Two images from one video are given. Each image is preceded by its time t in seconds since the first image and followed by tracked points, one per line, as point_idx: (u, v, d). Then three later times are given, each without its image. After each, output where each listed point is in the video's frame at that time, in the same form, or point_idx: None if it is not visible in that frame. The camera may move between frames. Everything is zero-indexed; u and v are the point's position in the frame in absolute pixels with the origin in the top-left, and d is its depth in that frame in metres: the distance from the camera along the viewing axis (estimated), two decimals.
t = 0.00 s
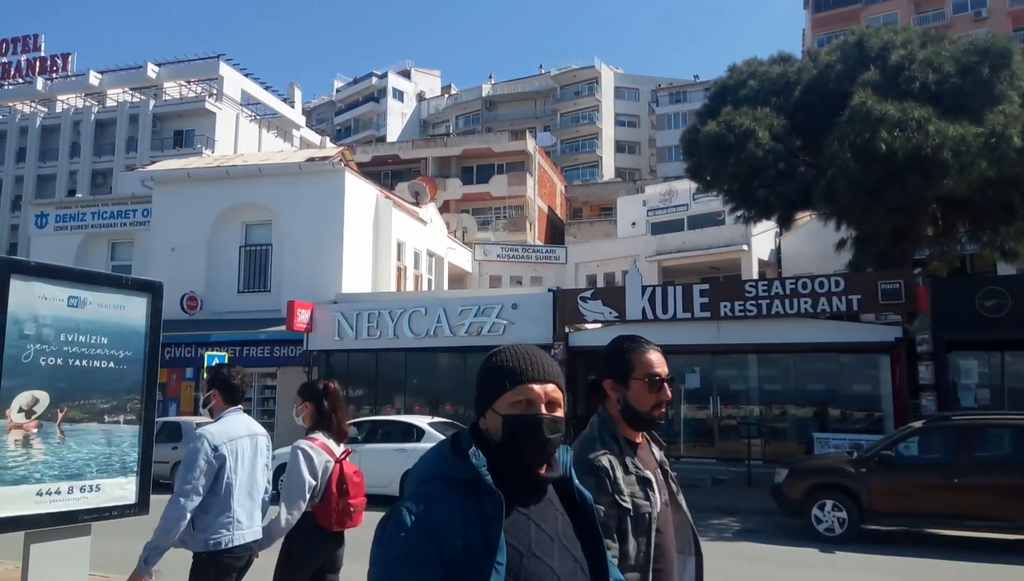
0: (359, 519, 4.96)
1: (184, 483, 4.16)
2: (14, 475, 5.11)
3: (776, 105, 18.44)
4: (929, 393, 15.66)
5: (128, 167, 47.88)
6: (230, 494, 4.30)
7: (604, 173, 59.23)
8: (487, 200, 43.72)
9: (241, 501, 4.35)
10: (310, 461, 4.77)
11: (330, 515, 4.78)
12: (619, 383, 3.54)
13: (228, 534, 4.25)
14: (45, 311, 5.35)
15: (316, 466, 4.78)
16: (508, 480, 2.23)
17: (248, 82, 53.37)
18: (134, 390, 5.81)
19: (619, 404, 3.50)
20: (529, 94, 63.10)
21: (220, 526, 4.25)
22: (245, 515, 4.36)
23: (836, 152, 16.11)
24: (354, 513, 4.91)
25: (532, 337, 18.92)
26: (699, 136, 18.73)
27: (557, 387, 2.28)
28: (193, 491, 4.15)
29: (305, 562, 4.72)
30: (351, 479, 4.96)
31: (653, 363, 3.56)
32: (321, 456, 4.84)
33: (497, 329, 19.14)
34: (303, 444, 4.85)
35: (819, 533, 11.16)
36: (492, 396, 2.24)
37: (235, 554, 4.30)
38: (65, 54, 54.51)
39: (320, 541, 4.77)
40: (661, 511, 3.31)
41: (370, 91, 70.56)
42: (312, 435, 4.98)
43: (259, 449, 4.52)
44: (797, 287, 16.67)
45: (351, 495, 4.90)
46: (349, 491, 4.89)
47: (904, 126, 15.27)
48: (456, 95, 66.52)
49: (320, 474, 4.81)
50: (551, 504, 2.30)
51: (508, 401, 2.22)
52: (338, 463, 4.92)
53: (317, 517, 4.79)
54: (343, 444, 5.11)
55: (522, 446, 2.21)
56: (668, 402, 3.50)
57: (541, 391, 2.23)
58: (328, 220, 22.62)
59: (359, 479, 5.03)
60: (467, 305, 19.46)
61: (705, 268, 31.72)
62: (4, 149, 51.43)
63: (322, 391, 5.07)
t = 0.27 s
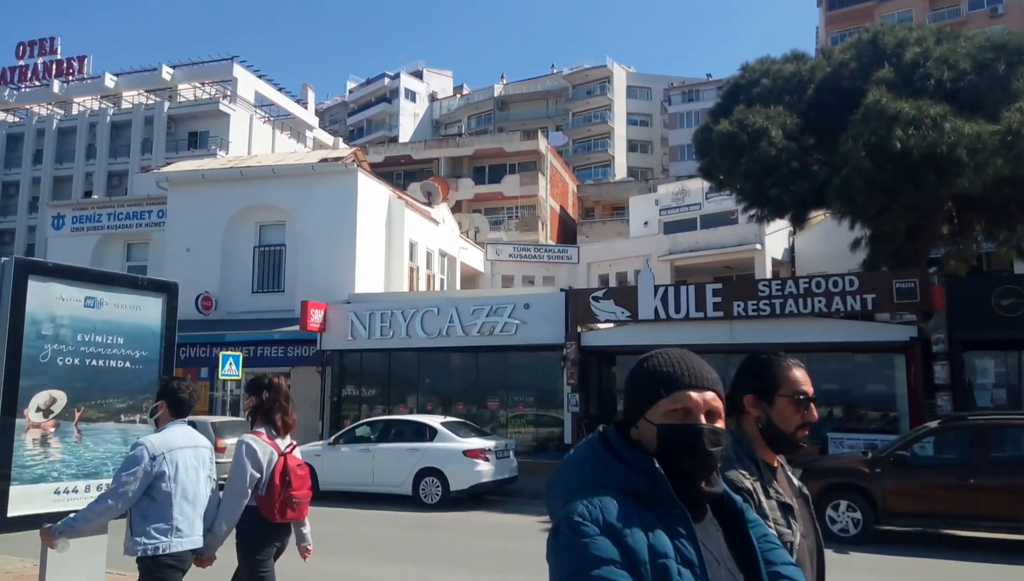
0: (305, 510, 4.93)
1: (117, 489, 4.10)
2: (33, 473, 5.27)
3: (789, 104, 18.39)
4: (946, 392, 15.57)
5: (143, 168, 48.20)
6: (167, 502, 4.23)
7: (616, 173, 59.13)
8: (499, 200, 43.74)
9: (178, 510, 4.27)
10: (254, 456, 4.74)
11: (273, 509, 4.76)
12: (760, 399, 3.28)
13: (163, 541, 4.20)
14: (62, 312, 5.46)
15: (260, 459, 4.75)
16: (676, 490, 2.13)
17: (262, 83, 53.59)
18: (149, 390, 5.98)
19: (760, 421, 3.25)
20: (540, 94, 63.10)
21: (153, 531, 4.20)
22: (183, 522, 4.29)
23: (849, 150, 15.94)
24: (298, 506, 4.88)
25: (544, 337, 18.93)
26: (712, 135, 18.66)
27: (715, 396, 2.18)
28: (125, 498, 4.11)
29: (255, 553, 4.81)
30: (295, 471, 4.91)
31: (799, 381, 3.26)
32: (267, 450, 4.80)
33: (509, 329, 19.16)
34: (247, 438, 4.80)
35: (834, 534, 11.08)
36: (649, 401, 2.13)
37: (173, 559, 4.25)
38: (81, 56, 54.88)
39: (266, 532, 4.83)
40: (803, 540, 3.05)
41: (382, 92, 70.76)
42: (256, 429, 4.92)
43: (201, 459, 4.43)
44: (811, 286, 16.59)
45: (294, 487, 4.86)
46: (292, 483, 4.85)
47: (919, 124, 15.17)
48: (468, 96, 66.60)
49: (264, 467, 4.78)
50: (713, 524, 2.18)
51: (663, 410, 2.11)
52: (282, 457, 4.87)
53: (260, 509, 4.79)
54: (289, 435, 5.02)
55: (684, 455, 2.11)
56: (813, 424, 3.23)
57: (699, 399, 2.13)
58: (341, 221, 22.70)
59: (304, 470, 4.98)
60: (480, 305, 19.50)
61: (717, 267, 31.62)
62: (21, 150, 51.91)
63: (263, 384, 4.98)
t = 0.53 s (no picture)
0: (247, 515, 5.08)
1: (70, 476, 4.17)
2: (48, 473, 5.41)
3: (801, 102, 18.27)
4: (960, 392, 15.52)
5: (156, 169, 48.44)
6: (112, 490, 4.34)
7: (627, 171, 58.88)
8: (510, 200, 43.70)
9: (121, 498, 4.37)
10: (203, 458, 4.87)
11: (215, 513, 4.91)
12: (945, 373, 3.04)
13: (106, 526, 4.31)
14: (76, 312, 5.60)
15: (209, 463, 4.90)
16: (918, 480, 2.03)
17: (273, 84, 53.74)
18: (162, 390, 6.16)
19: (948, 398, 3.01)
20: (551, 93, 63.02)
21: (97, 517, 4.30)
22: (127, 510, 4.40)
23: (862, 148, 15.74)
24: (241, 510, 5.03)
25: (555, 336, 18.90)
26: (723, 134, 18.56)
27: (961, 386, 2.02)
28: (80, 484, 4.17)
29: (196, 553, 4.92)
30: (239, 477, 5.06)
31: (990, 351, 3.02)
32: (215, 455, 4.95)
33: (520, 328, 19.14)
34: (196, 441, 4.95)
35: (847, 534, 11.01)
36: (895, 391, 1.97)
37: (115, 545, 4.36)
38: (93, 58, 55.16)
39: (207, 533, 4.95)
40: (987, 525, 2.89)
41: (393, 92, 70.90)
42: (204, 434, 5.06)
43: (146, 448, 4.53)
44: (824, 284, 16.46)
45: (237, 492, 5.00)
46: (236, 489, 4.99)
47: (933, 121, 15.06)
48: (478, 95, 66.60)
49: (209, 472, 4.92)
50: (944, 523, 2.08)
51: (917, 400, 1.95)
52: (228, 463, 5.03)
53: (202, 511, 4.94)
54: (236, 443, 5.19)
55: (936, 447, 1.98)
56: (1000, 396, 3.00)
57: (954, 388, 1.96)
58: (353, 221, 22.76)
59: (248, 476, 5.12)
60: (490, 305, 19.50)
61: (729, 265, 31.46)
62: (36, 152, 52.29)
63: (215, 393, 5.14)
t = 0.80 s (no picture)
0: (204, 508, 4.92)
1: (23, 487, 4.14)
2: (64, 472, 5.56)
3: (813, 101, 18.16)
4: (974, 393, 15.32)
5: (169, 170, 48.73)
6: (64, 495, 4.34)
7: (637, 171, 58.73)
8: (520, 200, 43.69)
9: (75, 503, 4.39)
10: (153, 456, 4.79)
11: (169, 507, 4.77)
12: None
13: (59, 531, 4.33)
14: (90, 312, 5.85)
15: (158, 460, 4.80)
16: None
17: (285, 86, 53.97)
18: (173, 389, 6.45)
19: None
20: (561, 93, 62.99)
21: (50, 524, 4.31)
22: (78, 514, 4.42)
23: (876, 147, 15.63)
24: (196, 503, 4.88)
25: (566, 337, 18.88)
26: (734, 134, 18.47)
27: None
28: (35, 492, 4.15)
29: (152, 549, 4.89)
30: (194, 470, 4.89)
31: None
32: (165, 451, 4.84)
33: (530, 329, 19.13)
34: (147, 439, 4.86)
35: (860, 535, 10.99)
36: None
37: (70, 548, 4.39)
38: (107, 60, 55.55)
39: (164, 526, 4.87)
40: None
41: (403, 93, 71.08)
42: (158, 430, 4.96)
43: (94, 453, 4.53)
44: (836, 284, 16.38)
45: (192, 486, 4.84)
46: (190, 483, 4.83)
47: (946, 120, 14.94)
48: (489, 96, 66.67)
49: (162, 466, 4.81)
50: None
51: None
52: (181, 458, 4.89)
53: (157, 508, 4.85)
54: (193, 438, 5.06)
55: None
56: None
57: None
58: (363, 222, 22.80)
59: (204, 469, 4.95)
60: (501, 305, 19.52)
61: (741, 266, 31.34)
62: (50, 154, 52.71)
63: (169, 388, 5.02)
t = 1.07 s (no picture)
0: (153, 507, 5.08)
1: None
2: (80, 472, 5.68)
3: (825, 99, 18.06)
4: (991, 392, 15.15)
5: (182, 172, 48.98)
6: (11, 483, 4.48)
7: (648, 171, 58.58)
8: (531, 200, 43.67)
9: (23, 490, 4.52)
10: (105, 456, 4.85)
11: (119, 507, 4.92)
12: None
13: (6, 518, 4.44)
14: (105, 314, 6.05)
15: (109, 461, 4.86)
16: None
17: (296, 87, 54.17)
18: (188, 389, 6.60)
19: None
20: (572, 93, 62.95)
21: None
22: (27, 502, 4.54)
23: (888, 146, 15.56)
24: (146, 503, 5.03)
25: (577, 337, 18.86)
26: (746, 132, 18.40)
27: None
28: None
29: (99, 546, 4.98)
30: (144, 471, 5.03)
31: None
32: (117, 451, 4.91)
33: (542, 329, 19.11)
34: (99, 439, 4.91)
35: (875, 536, 10.93)
36: None
37: (16, 536, 4.49)
38: (120, 63, 55.84)
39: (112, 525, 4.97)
40: None
41: (414, 94, 71.19)
42: (111, 431, 5.02)
43: (47, 444, 4.67)
44: (850, 284, 16.28)
45: (142, 486, 4.99)
46: (140, 483, 4.98)
47: (960, 118, 14.84)
48: (499, 96, 66.70)
49: (112, 467, 4.88)
50: None
51: None
52: (132, 459, 5.00)
53: (107, 505, 4.94)
54: (144, 438, 5.16)
55: None
56: None
57: None
58: (374, 223, 22.84)
59: (153, 469, 5.11)
60: (512, 305, 19.51)
61: (753, 265, 31.22)
62: (64, 156, 53.07)
63: (122, 390, 5.08)
